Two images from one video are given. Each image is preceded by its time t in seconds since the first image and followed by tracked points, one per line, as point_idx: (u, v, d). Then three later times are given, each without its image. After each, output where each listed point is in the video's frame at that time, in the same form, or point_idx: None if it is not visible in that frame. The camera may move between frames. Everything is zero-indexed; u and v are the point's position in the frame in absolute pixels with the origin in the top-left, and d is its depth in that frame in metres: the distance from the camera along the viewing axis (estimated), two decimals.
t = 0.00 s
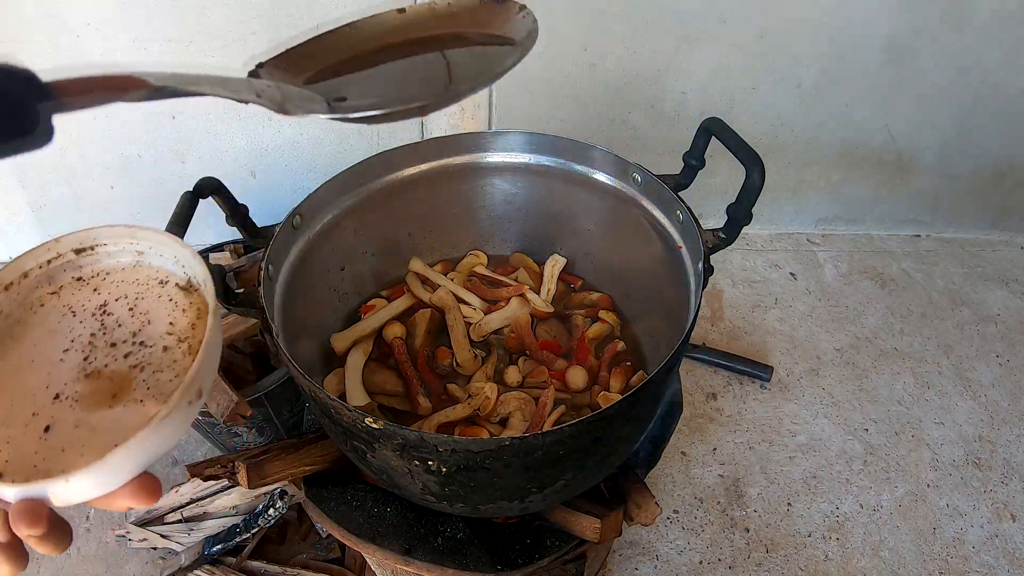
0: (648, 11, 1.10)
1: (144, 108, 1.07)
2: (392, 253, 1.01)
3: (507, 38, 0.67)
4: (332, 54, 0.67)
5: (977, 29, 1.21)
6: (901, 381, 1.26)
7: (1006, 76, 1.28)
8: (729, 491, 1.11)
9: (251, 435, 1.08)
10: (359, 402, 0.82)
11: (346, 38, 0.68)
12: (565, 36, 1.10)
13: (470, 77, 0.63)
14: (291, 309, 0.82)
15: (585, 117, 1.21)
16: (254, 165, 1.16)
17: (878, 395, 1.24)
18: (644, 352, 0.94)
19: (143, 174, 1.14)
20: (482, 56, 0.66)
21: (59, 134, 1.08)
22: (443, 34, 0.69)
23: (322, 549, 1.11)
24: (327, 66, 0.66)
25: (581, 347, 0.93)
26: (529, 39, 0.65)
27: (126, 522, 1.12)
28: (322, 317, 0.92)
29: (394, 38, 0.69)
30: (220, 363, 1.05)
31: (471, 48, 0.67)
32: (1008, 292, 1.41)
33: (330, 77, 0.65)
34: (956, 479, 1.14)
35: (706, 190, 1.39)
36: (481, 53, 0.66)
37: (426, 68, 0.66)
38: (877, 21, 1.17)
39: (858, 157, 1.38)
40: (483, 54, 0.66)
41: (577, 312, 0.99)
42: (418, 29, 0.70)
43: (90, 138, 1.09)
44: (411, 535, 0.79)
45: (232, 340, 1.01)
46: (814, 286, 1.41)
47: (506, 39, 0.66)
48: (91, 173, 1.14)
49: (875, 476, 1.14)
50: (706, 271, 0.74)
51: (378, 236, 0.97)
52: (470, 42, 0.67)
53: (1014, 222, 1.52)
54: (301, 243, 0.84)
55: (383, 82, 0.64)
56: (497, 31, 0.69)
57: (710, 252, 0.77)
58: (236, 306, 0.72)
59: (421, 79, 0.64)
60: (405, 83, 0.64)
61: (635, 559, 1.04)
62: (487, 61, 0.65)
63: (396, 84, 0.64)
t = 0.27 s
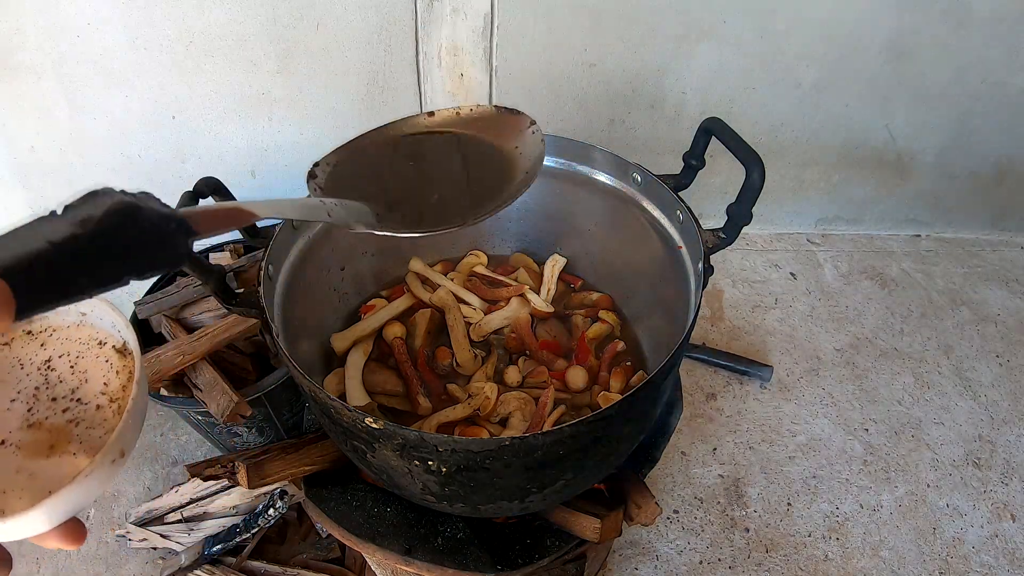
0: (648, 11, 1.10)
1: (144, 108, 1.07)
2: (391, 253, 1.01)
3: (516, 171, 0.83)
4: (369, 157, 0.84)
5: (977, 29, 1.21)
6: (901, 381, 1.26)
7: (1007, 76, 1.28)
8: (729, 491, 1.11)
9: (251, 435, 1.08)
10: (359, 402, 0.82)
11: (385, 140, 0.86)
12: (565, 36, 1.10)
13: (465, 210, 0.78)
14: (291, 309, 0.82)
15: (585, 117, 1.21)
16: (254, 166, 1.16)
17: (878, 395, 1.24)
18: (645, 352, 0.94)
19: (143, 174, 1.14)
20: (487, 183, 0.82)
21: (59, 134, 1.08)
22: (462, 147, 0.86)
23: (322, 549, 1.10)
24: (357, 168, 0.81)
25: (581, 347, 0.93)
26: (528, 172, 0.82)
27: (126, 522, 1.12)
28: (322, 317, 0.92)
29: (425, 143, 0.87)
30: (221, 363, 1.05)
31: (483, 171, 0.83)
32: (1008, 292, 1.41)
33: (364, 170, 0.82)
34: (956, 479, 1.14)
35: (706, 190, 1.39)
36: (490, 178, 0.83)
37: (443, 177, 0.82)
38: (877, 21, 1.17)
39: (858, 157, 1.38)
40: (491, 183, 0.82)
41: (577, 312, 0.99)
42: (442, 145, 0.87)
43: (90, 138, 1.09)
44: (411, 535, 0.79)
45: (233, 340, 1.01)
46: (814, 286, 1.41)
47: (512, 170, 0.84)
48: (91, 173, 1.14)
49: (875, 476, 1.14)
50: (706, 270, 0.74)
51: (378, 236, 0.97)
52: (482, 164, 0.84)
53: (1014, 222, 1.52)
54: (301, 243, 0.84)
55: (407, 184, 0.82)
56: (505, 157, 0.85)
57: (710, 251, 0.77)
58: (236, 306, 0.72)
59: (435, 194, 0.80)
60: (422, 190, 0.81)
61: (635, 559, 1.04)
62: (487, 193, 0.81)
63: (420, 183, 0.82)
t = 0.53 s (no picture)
0: (648, 11, 1.10)
1: (144, 107, 1.07)
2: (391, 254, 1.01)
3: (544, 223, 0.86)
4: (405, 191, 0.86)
5: (976, 29, 1.21)
6: (901, 381, 1.26)
7: (1006, 76, 1.28)
8: (729, 491, 1.11)
9: (252, 435, 1.08)
10: (359, 402, 0.82)
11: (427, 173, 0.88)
12: (565, 36, 1.10)
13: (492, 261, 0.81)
14: (291, 309, 0.82)
15: (585, 117, 1.21)
16: (254, 165, 1.16)
17: (878, 395, 1.24)
18: (644, 352, 0.94)
19: (143, 174, 1.14)
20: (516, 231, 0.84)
21: (59, 134, 1.08)
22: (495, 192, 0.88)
23: (322, 549, 1.11)
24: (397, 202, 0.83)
25: (581, 347, 0.93)
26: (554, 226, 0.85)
27: (126, 522, 1.12)
28: (322, 317, 0.92)
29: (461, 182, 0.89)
30: (221, 363, 1.05)
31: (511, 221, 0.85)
32: (1008, 292, 1.41)
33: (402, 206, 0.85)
34: (956, 479, 1.14)
35: (706, 190, 1.39)
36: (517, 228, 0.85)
37: (473, 224, 0.85)
38: (876, 21, 1.17)
39: (858, 157, 1.38)
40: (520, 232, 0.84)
41: (577, 312, 0.99)
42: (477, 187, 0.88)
43: (91, 139, 1.09)
44: (411, 535, 0.79)
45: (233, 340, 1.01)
46: (814, 286, 1.41)
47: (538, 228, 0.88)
48: (92, 174, 1.14)
49: (875, 476, 1.14)
50: (706, 270, 0.74)
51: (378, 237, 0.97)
52: (515, 210, 0.87)
53: (1014, 222, 1.52)
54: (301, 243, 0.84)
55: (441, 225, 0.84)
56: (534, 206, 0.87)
57: (710, 252, 0.77)
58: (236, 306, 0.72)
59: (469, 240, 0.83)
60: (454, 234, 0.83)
61: (635, 559, 1.04)
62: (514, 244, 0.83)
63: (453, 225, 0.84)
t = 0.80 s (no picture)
0: (647, 11, 1.10)
1: (144, 107, 1.07)
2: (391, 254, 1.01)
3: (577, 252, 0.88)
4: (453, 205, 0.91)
5: (976, 29, 1.21)
6: (901, 381, 1.26)
7: (1006, 76, 1.28)
8: (729, 491, 1.11)
9: (252, 435, 1.08)
10: (359, 402, 0.83)
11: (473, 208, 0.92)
12: (565, 36, 1.10)
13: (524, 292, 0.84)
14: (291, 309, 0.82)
15: (585, 117, 1.21)
16: (254, 165, 1.16)
17: (878, 395, 1.24)
18: (644, 352, 0.94)
19: (143, 174, 1.14)
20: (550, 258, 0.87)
21: (59, 134, 1.08)
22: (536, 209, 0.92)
23: (322, 549, 1.11)
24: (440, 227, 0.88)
25: (581, 347, 0.93)
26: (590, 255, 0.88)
27: (126, 522, 1.12)
28: (322, 317, 0.92)
29: (507, 196, 0.93)
30: (220, 362, 1.05)
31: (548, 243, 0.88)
32: (1008, 292, 1.41)
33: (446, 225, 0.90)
34: (956, 479, 1.14)
35: (706, 190, 1.39)
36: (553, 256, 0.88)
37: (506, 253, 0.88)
38: (876, 21, 1.17)
39: (858, 157, 1.38)
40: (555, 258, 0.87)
41: (577, 312, 0.99)
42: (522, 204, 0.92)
43: (91, 139, 1.09)
44: (411, 535, 0.79)
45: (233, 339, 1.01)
46: (814, 286, 1.41)
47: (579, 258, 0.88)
48: (92, 173, 1.13)
49: (875, 476, 1.14)
50: (706, 270, 0.74)
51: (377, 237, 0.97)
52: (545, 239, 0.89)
53: (1014, 222, 1.52)
54: (301, 243, 0.84)
55: (478, 245, 0.88)
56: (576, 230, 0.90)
57: (710, 252, 0.77)
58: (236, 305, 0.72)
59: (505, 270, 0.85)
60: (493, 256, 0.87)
61: (635, 559, 1.04)
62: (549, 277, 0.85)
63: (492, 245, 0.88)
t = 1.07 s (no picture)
0: (648, 11, 1.10)
1: (144, 107, 1.07)
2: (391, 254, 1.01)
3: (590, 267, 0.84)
4: (455, 224, 0.89)
5: (976, 29, 1.21)
6: (901, 381, 1.26)
7: (1007, 76, 1.28)
8: (729, 491, 1.11)
9: (252, 435, 1.08)
10: (360, 402, 0.83)
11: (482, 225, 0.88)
12: (565, 36, 1.10)
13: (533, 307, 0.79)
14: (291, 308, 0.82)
15: (585, 117, 1.21)
16: (254, 166, 1.16)
17: (878, 395, 1.24)
18: (644, 352, 0.94)
19: (143, 174, 1.14)
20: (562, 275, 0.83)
21: (59, 134, 1.08)
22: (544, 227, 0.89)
23: (322, 549, 1.11)
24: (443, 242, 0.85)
25: (581, 347, 0.93)
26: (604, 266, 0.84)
27: (126, 522, 1.12)
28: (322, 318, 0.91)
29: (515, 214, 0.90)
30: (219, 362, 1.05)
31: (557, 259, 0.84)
32: (1008, 292, 1.41)
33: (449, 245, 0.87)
34: (956, 479, 1.14)
35: (706, 190, 1.39)
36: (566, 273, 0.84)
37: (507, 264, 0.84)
38: (877, 21, 1.17)
39: (858, 157, 1.38)
40: (567, 273, 0.83)
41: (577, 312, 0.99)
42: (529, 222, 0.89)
43: (92, 139, 1.09)
44: (411, 535, 0.79)
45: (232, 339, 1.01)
46: (814, 286, 1.41)
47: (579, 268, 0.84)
48: (92, 173, 1.14)
49: (875, 476, 1.14)
50: (706, 270, 0.74)
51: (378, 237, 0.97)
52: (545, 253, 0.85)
53: (1014, 222, 1.52)
54: (301, 243, 0.84)
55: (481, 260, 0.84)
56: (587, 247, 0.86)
57: (710, 252, 0.77)
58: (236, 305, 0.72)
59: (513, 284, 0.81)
60: (498, 271, 0.83)
61: (635, 559, 1.04)
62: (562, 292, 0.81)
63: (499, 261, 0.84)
